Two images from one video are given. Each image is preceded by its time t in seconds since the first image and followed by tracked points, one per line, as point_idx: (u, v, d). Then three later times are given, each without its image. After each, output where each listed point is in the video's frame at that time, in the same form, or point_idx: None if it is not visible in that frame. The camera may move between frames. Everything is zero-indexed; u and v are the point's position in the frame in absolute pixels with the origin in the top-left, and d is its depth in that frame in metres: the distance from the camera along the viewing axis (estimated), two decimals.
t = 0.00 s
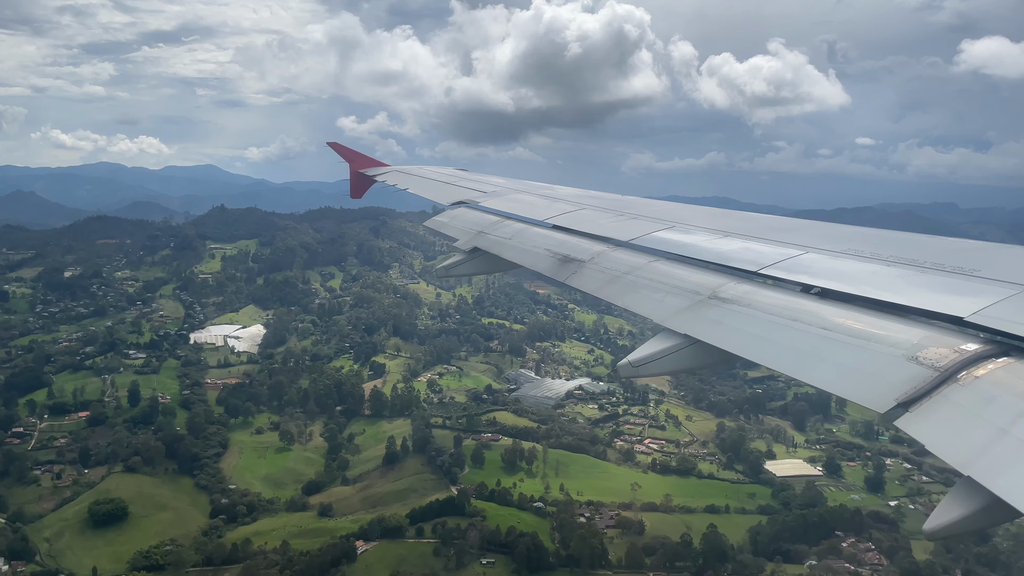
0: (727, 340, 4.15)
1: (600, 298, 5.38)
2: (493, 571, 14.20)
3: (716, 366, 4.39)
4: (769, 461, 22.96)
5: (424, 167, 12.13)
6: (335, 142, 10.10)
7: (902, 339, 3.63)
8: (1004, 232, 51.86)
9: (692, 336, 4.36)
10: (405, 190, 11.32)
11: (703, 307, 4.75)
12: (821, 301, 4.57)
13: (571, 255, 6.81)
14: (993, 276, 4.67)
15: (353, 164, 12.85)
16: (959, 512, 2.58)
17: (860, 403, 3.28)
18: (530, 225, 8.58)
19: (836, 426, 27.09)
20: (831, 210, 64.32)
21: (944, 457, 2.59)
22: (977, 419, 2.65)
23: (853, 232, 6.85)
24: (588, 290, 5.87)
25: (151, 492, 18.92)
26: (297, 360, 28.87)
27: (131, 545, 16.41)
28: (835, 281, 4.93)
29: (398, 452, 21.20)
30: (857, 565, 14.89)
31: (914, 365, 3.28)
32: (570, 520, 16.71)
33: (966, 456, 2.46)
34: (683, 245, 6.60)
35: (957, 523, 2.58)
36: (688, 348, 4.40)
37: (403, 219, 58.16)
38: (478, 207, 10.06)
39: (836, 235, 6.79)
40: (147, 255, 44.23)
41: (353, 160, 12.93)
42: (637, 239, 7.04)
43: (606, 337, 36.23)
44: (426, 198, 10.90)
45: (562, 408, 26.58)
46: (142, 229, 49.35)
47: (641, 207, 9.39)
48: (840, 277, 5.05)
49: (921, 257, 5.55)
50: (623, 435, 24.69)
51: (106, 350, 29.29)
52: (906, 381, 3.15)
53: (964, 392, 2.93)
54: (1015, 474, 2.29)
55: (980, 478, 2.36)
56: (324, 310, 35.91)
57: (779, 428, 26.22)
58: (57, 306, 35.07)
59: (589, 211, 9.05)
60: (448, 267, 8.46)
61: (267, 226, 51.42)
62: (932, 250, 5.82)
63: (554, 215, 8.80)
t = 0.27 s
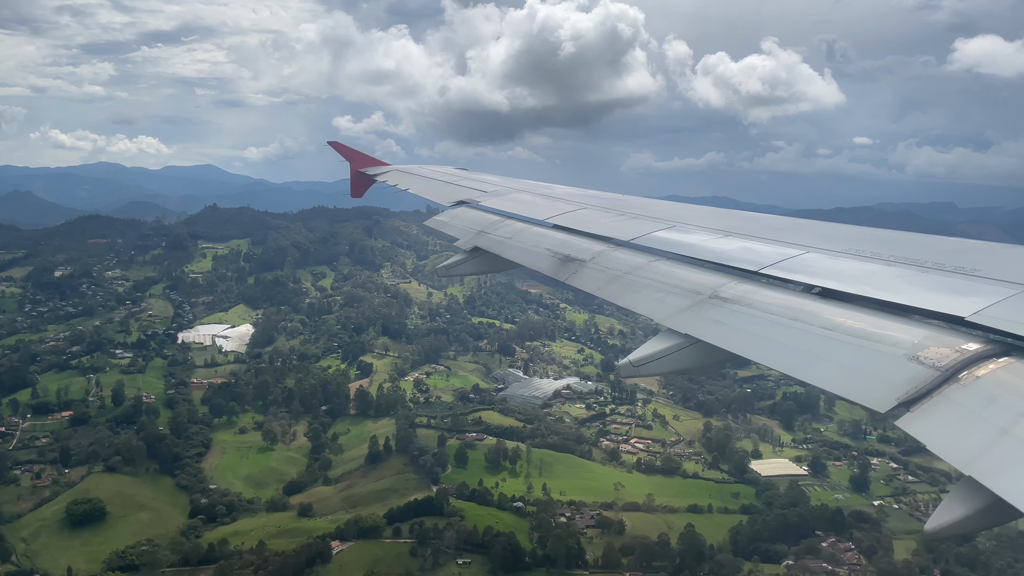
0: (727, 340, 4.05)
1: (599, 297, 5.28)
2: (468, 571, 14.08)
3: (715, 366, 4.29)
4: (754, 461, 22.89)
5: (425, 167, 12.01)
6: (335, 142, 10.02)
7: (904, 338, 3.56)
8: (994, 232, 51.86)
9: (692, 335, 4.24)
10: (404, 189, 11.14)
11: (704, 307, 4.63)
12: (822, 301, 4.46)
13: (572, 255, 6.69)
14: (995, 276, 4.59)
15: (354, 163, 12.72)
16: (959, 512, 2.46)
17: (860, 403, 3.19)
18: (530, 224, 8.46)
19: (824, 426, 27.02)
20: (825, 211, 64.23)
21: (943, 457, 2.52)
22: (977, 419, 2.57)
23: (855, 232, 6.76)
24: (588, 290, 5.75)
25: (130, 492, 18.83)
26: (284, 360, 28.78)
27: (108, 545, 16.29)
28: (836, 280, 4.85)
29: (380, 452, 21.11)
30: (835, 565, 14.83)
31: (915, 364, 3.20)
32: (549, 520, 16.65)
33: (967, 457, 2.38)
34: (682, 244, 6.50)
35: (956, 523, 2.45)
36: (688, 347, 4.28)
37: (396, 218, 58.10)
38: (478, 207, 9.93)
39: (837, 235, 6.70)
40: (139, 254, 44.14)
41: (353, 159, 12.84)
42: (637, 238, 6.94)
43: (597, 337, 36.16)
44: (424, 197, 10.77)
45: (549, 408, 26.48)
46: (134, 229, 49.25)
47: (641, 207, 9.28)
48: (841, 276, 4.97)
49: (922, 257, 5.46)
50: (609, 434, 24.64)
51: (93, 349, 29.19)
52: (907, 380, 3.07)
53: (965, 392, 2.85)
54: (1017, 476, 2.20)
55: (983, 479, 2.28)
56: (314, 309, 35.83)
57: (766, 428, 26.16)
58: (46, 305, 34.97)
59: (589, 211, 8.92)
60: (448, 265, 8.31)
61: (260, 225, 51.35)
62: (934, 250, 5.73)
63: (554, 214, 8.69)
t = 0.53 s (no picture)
0: (729, 340, 4.07)
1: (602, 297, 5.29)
2: (443, 571, 14.01)
3: (717, 367, 4.30)
4: (739, 460, 22.81)
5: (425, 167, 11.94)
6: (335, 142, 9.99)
7: (906, 339, 3.57)
8: (986, 230, 51.77)
9: (693, 336, 4.26)
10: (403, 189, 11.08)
11: (705, 307, 4.65)
12: (822, 301, 4.49)
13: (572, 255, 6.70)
14: (995, 276, 4.60)
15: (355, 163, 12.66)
16: (962, 511, 2.48)
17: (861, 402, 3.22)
18: (531, 224, 8.45)
19: (812, 425, 26.93)
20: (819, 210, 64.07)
21: (946, 456, 2.54)
22: (977, 418, 2.59)
23: (856, 231, 6.75)
24: (589, 290, 5.77)
25: (109, 491, 18.74)
26: (272, 359, 28.70)
27: (84, 545, 16.20)
28: (838, 280, 4.85)
29: (363, 451, 21.00)
30: (813, 565, 14.76)
31: (916, 364, 3.23)
32: (527, 520, 16.54)
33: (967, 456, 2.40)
34: (683, 244, 6.49)
35: (960, 523, 2.47)
36: (688, 347, 4.31)
37: (389, 218, 58.00)
38: (479, 207, 9.89)
39: (839, 234, 6.69)
40: (130, 254, 44.06)
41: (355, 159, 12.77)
42: (638, 238, 6.93)
43: (587, 336, 36.07)
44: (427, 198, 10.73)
45: (536, 407, 26.37)
46: (126, 228, 49.18)
47: (641, 206, 9.26)
48: (842, 276, 4.97)
49: (922, 256, 5.46)
50: (596, 434, 24.58)
51: (80, 348, 29.11)
52: (909, 380, 3.10)
53: (966, 391, 2.88)
54: (1017, 475, 2.22)
55: (983, 478, 2.30)
56: (303, 308, 35.74)
57: (754, 427, 26.09)
58: (35, 304, 34.90)
59: (590, 211, 8.89)
60: (450, 266, 8.32)
61: (253, 225, 51.28)
62: (934, 249, 5.73)
63: (555, 214, 8.67)
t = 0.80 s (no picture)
0: (732, 339, 4.05)
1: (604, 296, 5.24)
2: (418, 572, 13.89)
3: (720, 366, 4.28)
4: (724, 459, 22.75)
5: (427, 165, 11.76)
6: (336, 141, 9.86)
7: (908, 338, 3.57)
8: (975, 229, 51.70)
9: (696, 335, 4.23)
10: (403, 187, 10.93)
11: (707, 306, 4.63)
12: (824, 300, 4.48)
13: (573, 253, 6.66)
14: (996, 274, 4.59)
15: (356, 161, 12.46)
16: (962, 509, 2.48)
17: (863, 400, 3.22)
18: (532, 223, 8.37)
19: (800, 424, 26.86)
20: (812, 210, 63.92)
21: (947, 455, 2.55)
22: (978, 417, 2.61)
23: (856, 229, 6.73)
24: (590, 288, 5.73)
25: (88, 491, 18.64)
26: (259, 359, 28.62)
27: (60, 545, 16.10)
28: (839, 278, 4.84)
29: (345, 451, 20.90)
30: (791, 565, 14.70)
31: (919, 363, 3.23)
32: (506, 520, 16.44)
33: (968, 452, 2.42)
34: (686, 242, 6.45)
35: (960, 522, 2.47)
36: (690, 346, 4.28)
37: (382, 217, 57.92)
38: (481, 206, 9.77)
39: (840, 233, 6.66)
40: (121, 253, 43.96)
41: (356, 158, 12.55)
42: (640, 237, 6.88)
43: (578, 336, 36.00)
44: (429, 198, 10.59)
45: (523, 407, 26.27)
46: (118, 228, 49.09)
47: (642, 205, 9.16)
48: (844, 274, 4.96)
49: (923, 255, 5.45)
50: (582, 433, 24.51)
51: (67, 348, 29.01)
52: (911, 378, 3.11)
53: (968, 390, 2.89)
54: (1015, 472, 2.24)
55: (985, 476, 2.31)
56: (293, 308, 35.66)
57: (741, 427, 26.02)
58: (24, 304, 34.80)
59: (592, 209, 8.82)
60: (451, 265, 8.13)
61: (245, 225, 51.19)
62: (934, 248, 5.72)
63: (556, 212, 8.57)
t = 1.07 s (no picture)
0: (733, 336, 3.95)
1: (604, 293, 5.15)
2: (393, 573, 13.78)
3: (722, 363, 4.18)
4: (710, 459, 22.66)
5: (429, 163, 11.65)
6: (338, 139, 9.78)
7: (909, 335, 3.47)
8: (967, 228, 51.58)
9: (697, 333, 4.12)
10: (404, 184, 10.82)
11: (707, 304, 4.52)
12: (826, 298, 4.36)
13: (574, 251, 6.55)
14: (998, 273, 4.50)
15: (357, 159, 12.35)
16: (964, 507, 2.41)
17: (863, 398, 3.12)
18: (533, 220, 8.24)
19: (788, 424, 26.76)
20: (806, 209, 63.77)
21: (948, 452, 2.47)
22: (978, 413, 2.53)
23: (857, 228, 6.63)
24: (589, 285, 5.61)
25: (68, 491, 18.55)
26: (246, 359, 28.53)
27: (36, 545, 15.99)
28: (840, 276, 4.75)
29: (327, 451, 20.80)
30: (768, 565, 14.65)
31: (920, 360, 3.14)
32: (485, 520, 16.35)
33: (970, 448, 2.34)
34: (687, 239, 6.34)
35: (960, 519, 2.40)
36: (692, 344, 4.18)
37: (376, 216, 57.82)
38: (483, 203, 9.61)
39: (842, 232, 6.56)
40: (113, 253, 43.88)
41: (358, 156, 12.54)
42: (641, 234, 6.79)
43: (568, 335, 35.92)
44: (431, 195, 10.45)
45: (510, 407, 26.17)
46: (110, 228, 49.02)
47: (644, 203, 9.03)
48: (844, 272, 4.87)
49: (925, 253, 5.35)
50: (567, 433, 24.41)
51: (53, 347, 28.91)
52: (912, 375, 3.01)
53: (969, 387, 2.80)
54: (1017, 469, 2.17)
55: (988, 474, 2.23)
56: (283, 307, 35.57)
57: (728, 426, 25.93)
58: (12, 303, 34.71)
59: (594, 207, 8.69)
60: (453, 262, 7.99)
61: (238, 224, 51.11)
62: (937, 247, 5.61)
63: (557, 210, 8.43)
